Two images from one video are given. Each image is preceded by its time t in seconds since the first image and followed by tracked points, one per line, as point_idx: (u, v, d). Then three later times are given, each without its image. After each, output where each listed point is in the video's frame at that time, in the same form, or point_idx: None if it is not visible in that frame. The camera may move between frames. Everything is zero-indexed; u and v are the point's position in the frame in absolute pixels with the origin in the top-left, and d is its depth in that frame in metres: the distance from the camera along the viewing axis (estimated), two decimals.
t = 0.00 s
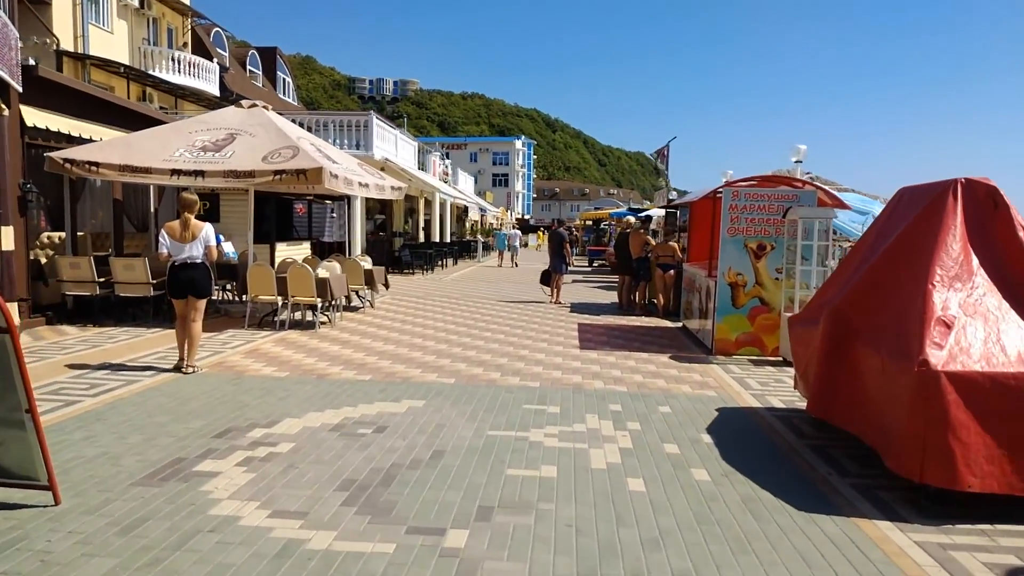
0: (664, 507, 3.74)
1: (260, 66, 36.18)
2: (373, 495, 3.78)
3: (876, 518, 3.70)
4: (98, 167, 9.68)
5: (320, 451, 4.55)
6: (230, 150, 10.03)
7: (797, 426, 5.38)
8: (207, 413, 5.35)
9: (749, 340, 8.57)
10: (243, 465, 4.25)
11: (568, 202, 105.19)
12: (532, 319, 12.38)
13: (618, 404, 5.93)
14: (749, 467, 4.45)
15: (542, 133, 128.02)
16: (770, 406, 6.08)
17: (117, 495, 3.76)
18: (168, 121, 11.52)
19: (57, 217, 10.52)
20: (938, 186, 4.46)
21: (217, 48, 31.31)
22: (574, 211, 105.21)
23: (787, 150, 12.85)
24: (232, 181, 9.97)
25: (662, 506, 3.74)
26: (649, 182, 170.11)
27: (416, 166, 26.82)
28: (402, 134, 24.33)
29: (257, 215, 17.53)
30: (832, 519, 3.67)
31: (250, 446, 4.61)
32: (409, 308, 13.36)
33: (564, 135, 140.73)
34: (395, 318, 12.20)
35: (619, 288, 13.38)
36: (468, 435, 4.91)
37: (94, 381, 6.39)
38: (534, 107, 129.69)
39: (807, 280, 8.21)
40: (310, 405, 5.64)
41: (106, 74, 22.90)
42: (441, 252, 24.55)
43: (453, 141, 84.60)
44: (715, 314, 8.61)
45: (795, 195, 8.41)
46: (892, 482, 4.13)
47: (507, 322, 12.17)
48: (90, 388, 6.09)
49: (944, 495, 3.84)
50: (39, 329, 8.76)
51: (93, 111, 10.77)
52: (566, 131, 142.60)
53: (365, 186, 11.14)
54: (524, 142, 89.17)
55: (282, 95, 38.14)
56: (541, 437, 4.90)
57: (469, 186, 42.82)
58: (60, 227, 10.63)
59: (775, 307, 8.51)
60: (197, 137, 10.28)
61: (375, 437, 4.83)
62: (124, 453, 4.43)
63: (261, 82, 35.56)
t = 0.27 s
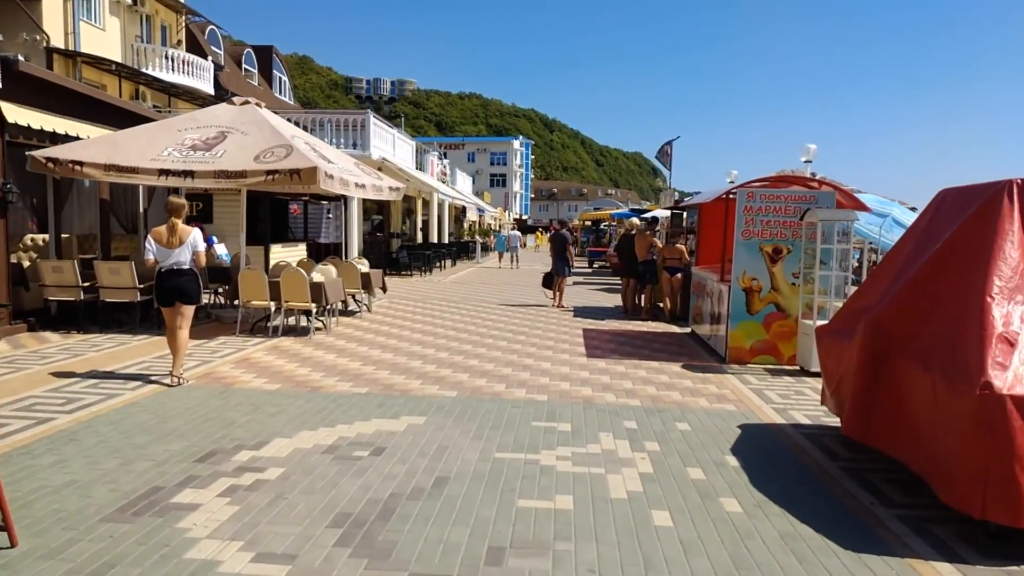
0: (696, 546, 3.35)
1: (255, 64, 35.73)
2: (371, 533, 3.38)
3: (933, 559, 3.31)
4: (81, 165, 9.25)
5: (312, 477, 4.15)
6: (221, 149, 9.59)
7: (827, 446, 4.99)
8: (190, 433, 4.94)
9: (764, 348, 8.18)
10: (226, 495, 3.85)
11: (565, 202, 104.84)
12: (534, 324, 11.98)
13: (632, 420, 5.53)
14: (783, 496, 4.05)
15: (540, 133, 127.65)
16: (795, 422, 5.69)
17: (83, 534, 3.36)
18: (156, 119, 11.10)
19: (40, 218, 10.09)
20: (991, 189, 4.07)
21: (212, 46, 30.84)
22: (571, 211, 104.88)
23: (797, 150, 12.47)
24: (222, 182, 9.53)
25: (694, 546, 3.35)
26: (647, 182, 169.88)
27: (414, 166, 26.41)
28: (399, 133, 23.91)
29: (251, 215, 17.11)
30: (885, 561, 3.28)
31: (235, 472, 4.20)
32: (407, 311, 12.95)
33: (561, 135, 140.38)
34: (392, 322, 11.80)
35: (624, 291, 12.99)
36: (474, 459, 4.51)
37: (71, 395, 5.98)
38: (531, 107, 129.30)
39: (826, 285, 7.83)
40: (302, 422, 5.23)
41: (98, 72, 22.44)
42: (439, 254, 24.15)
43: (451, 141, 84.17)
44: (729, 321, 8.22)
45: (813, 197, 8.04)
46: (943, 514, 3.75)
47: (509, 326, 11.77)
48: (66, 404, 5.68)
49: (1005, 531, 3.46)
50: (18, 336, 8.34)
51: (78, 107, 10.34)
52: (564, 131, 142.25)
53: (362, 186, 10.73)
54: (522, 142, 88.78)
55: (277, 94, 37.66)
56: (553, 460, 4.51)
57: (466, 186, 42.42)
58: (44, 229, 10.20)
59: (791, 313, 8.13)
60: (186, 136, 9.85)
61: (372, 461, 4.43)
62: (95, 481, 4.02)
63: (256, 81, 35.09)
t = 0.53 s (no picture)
0: None
1: (243, 61, 35.14)
2: (359, 569, 2.96)
3: None
4: (54, 159, 8.75)
5: (294, 501, 3.73)
6: (202, 142, 9.10)
7: (855, 459, 4.61)
8: (161, 449, 4.52)
9: (774, 351, 7.80)
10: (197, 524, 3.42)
11: (557, 201, 104.51)
12: (530, 325, 11.57)
13: (642, 431, 5.14)
14: (818, 519, 3.66)
15: (531, 131, 127.26)
16: (815, 431, 5.31)
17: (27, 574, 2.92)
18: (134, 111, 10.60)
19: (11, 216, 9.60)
20: None
21: (198, 42, 30.24)
22: (563, 210, 104.50)
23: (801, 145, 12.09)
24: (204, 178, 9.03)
25: None
26: (638, 181, 169.75)
27: (405, 163, 25.91)
28: (390, 130, 23.42)
29: (236, 213, 16.61)
30: None
31: (207, 495, 3.78)
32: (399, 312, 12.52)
33: (552, 133, 140.04)
34: (383, 323, 11.36)
35: (622, 291, 12.60)
36: (473, 477, 4.10)
37: (35, 405, 5.53)
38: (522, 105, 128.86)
39: (839, 284, 7.46)
40: (285, 436, 4.82)
41: (80, 67, 21.85)
42: (431, 253, 23.69)
43: (442, 139, 83.64)
44: (737, 322, 7.84)
45: (825, 191, 7.66)
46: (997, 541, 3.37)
47: (504, 327, 11.35)
48: (27, 416, 5.22)
49: None
50: None
51: (51, 99, 9.84)
52: (555, 129, 141.93)
53: (352, 182, 10.28)
54: (513, 141, 88.35)
55: (266, 91, 37.07)
56: (561, 478, 4.10)
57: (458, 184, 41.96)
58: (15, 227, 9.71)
59: (801, 314, 7.76)
60: (166, 129, 9.36)
61: (361, 481, 4.01)
62: (50, 508, 3.58)
63: (244, 77, 34.50)
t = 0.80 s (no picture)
0: None
1: (240, 59, 34.70)
2: None
3: None
4: (36, 157, 8.35)
5: (281, 539, 3.32)
6: (192, 139, 8.66)
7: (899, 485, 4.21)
8: (137, 474, 4.12)
9: (794, 359, 7.40)
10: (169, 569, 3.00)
11: (556, 200, 104.13)
12: (534, 329, 11.16)
13: (663, 452, 4.73)
14: (871, 561, 3.25)
15: (530, 130, 126.82)
16: (850, 451, 4.90)
17: None
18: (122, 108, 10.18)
19: None
20: None
21: (194, 38, 29.79)
22: (563, 209, 104.08)
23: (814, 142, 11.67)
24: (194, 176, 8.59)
25: None
26: (637, 180, 169.31)
27: (404, 162, 25.47)
28: (389, 128, 22.98)
29: (231, 213, 16.19)
30: None
31: (184, 532, 3.37)
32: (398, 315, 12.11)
33: (552, 132, 139.62)
34: (382, 327, 10.95)
35: (628, 293, 12.21)
36: (482, 509, 3.69)
37: (6, 422, 5.12)
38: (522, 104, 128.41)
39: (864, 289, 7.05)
40: (274, 458, 4.42)
41: (72, 64, 21.42)
42: (430, 253, 23.27)
43: (441, 138, 83.20)
44: (755, 329, 7.43)
45: (848, 191, 7.25)
46: None
47: (507, 331, 10.95)
48: None
49: None
50: None
51: (35, 94, 9.42)
52: (554, 128, 141.51)
53: (349, 181, 9.85)
54: (512, 140, 87.93)
55: (263, 89, 36.62)
56: (579, 511, 3.69)
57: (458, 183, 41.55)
58: None
59: (823, 321, 7.35)
60: (154, 126, 8.93)
61: (356, 514, 3.60)
62: (4, 549, 3.17)
63: (241, 74, 34.05)
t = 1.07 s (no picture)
0: None
1: (237, 57, 34.29)
2: None
3: None
4: (17, 152, 7.95)
5: None
6: (182, 134, 8.23)
7: (954, 510, 3.81)
8: (111, 498, 3.72)
9: (816, 365, 7.01)
10: None
11: (555, 201, 103.84)
12: (539, 332, 10.77)
13: (689, 471, 4.34)
14: None
15: (529, 131, 126.57)
16: (892, 469, 4.50)
17: None
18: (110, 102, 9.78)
19: None
20: None
21: (189, 36, 29.37)
22: (562, 210, 103.73)
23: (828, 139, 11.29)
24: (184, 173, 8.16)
25: None
26: (636, 181, 169.05)
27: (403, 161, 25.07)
28: (388, 127, 22.58)
29: (225, 213, 15.79)
30: None
31: (158, 570, 2.96)
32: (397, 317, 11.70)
33: (551, 133, 139.30)
34: (381, 330, 10.55)
35: (634, 295, 11.82)
36: (494, 540, 3.29)
37: None
38: (520, 104, 128.07)
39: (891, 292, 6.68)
40: (264, 479, 4.01)
41: (64, 61, 21.00)
42: (430, 254, 22.86)
43: (439, 139, 82.77)
44: (776, 334, 7.04)
45: (874, 187, 6.85)
46: None
47: (511, 334, 10.55)
48: None
49: None
50: None
51: (17, 88, 9.02)
52: (553, 129, 141.27)
53: (346, 178, 9.44)
54: (511, 140, 87.59)
55: (260, 87, 36.20)
56: (603, 542, 3.29)
57: (457, 183, 41.18)
58: None
59: (846, 324, 6.95)
60: (143, 120, 8.50)
61: (355, 546, 3.20)
62: None
63: (237, 73, 33.63)
